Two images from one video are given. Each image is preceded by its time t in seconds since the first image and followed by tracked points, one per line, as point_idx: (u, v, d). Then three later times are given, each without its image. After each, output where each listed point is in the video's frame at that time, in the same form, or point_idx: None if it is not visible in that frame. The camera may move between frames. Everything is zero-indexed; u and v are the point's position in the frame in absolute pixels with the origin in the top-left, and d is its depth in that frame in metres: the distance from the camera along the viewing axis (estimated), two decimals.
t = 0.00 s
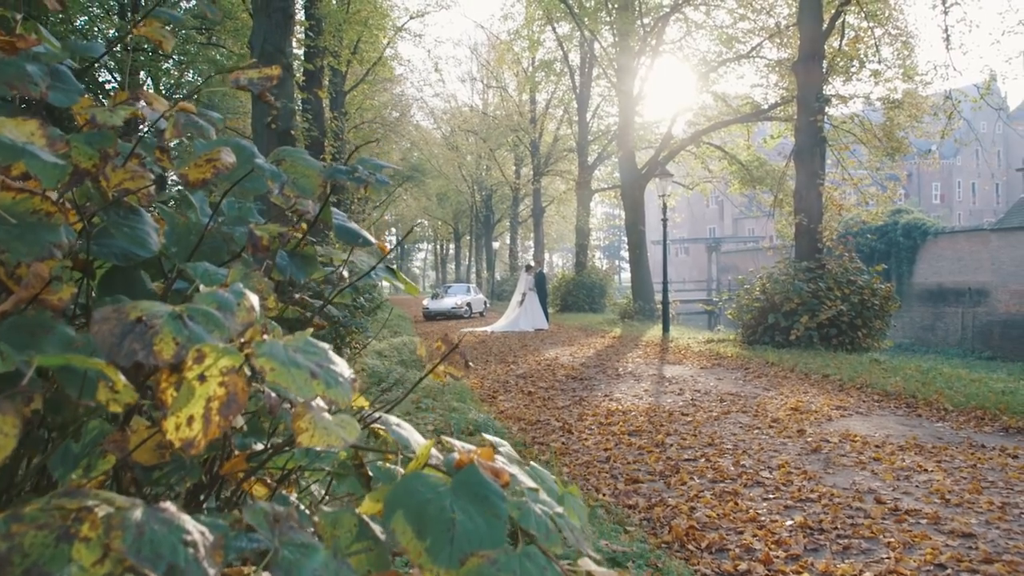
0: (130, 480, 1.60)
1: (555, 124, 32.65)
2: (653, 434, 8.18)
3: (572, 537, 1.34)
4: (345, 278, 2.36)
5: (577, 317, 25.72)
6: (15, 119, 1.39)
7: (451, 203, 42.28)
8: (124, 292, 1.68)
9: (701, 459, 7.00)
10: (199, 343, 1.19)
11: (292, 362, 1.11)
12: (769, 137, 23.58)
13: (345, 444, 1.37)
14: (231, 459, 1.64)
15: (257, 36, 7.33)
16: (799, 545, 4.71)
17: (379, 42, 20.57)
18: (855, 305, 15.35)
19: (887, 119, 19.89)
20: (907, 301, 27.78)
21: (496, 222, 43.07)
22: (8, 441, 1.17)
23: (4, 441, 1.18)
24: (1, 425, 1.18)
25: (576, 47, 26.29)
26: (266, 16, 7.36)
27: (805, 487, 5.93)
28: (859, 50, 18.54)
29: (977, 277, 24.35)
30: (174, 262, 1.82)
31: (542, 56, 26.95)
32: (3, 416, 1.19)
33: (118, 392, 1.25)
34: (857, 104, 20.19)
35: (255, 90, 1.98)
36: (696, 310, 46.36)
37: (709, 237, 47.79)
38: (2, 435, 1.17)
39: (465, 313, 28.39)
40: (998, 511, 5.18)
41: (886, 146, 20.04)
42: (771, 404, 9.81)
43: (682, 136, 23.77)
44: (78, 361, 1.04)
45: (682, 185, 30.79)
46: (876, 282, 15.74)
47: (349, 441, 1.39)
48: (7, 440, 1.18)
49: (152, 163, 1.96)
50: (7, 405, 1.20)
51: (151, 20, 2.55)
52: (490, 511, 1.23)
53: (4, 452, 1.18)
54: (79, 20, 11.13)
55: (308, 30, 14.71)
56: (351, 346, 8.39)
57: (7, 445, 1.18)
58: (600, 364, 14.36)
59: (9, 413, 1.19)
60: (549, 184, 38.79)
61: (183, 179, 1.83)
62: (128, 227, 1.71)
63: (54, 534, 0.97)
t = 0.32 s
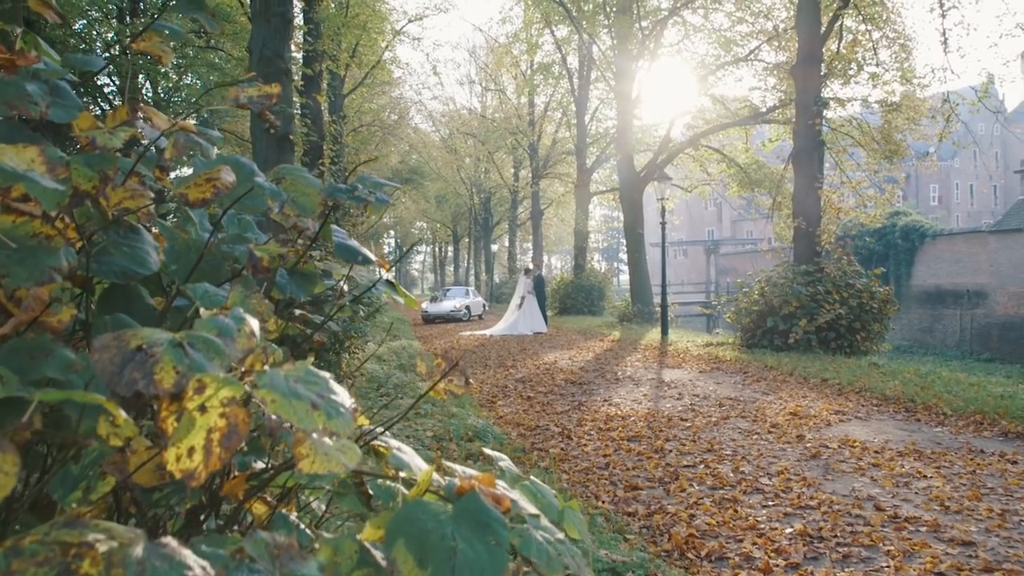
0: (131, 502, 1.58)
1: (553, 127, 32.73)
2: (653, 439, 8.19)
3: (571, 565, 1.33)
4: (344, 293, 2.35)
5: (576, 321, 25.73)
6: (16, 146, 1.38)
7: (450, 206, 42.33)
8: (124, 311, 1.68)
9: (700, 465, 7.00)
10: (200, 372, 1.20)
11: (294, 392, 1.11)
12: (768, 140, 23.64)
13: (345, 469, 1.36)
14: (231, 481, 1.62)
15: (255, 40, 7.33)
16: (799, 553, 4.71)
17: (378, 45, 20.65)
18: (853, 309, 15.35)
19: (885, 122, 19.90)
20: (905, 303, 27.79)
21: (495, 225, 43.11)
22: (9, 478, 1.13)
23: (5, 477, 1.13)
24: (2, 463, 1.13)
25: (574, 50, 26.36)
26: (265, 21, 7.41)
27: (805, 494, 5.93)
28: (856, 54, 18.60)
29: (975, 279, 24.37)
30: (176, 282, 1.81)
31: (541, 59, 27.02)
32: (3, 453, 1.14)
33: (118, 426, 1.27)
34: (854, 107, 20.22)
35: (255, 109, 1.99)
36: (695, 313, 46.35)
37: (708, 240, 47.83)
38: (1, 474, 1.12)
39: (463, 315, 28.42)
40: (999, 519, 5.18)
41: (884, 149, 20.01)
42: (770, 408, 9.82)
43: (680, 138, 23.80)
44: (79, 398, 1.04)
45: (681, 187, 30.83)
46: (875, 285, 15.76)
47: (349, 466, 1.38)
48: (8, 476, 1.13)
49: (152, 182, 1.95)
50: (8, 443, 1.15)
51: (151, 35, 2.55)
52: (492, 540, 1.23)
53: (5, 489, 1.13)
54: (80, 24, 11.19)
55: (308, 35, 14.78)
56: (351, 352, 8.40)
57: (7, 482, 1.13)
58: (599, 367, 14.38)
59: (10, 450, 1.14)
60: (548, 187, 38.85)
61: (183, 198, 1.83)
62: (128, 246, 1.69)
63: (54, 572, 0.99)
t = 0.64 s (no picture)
0: (132, 524, 1.57)
1: (553, 131, 32.76)
2: (653, 447, 8.19)
3: None
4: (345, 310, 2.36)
5: (576, 325, 25.73)
6: (19, 177, 1.38)
7: (450, 210, 42.40)
8: (126, 332, 1.67)
9: (700, 474, 7.00)
10: (201, 406, 1.20)
11: (297, 427, 1.11)
12: (767, 146, 23.67)
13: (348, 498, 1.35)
14: (234, 501, 1.61)
15: (255, 47, 7.33)
16: (799, 564, 4.71)
17: (378, 50, 20.69)
18: (853, 314, 15.34)
19: (884, 127, 19.88)
20: (905, 307, 27.77)
21: (494, 229, 43.15)
22: (12, 520, 1.13)
23: (7, 519, 1.13)
24: (5, 504, 1.14)
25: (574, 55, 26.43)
26: (265, 27, 7.39)
27: (805, 503, 5.92)
28: (855, 60, 18.60)
29: (974, 283, 24.36)
30: (178, 303, 1.80)
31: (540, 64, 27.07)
32: (5, 493, 1.14)
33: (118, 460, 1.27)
34: (853, 111, 20.19)
35: (256, 129, 1.99)
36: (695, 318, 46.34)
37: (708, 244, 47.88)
38: (4, 516, 1.13)
39: (463, 320, 28.42)
40: (999, 528, 5.18)
41: (884, 154, 19.98)
42: (770, 415, 9.81)
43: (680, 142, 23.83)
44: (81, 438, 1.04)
45: (680, 192, 30.85)
46: (874, 290, 15.75)
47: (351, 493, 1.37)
48: (10, 519, 1.13)
49: (153, 202, 1.94)
50: (10, 483, 1.16)
51: (151, 51, 2.56)
52: (493, 568, 1.24)
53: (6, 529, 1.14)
54: (80, 30, 11.23)
55: (307, 40, 14.83)
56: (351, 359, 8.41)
57: (9, 523, 1.14)
58: (599, 373, 14.38)
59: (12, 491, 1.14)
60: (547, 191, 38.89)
61: (184, 221, 1.83)
62: (129, 269, 1.69)
63: None
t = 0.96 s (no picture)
0: (133, 550, 1.55)
1: (553, 138, 32.82)
2: (652, 456, 8.19)
3: None
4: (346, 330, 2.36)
5: (576, 332, 25.73)
6: (22, 210, 1.38)
7: (450, 217, 42.43)
8: (128, 354, 1.67)
9: (700, 484, 7.00)
10: (205, 440, 1.20)
11: (300, 462, 1.11)
12: (766, 153, 23.74)
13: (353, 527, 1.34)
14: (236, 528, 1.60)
15: (256, 56, 7.33)
16: None
17: (378, 56, 20.74)
18: (853, 321, 15.35)
19: (884, 134, 19.90)
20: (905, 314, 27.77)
21: (494, 235, 43.16)
22: (15, 563, 1.12)
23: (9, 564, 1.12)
24: (9, 546, 1.14)
25: (573, 62, 26.50)
26: (265, 36, 7.38)
27: (805, 514, 5.92)
28: (854, 67, 18.69)
29: (973, 290, 24.38)
30: (180, 325, 1.80)
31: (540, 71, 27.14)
32: (9, 537, 1.14)
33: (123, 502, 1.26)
34: (852, 118, 20.26)
35: (258, 153, 2.01)
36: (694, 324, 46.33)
37: (708, 250, 47.92)
38: (7, 558, 1.12)
39: (463, 327, 28.44)
40: (1000, 541, 5.18)
41: (883, 161, 19.95)
42: (770, 424, 9.81)
43: (680, 149, 23.87)
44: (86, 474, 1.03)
45: (680, 199, 30.88)
46: (873, 298, 15.77)
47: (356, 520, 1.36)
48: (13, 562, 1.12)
49: (156, 226, 1.95)
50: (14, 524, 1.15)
51: (153, 72, 2.56)
52: None
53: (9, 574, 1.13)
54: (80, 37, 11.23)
55: (307, 48, 14.87)
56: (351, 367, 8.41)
57: (12, 566, 1.13)
58: (599, 381, 14.38)
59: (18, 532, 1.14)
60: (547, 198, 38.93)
61: (188, 244, 1.83)
62: (131, 293, 1.69)
63: None
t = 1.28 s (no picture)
0: None
1: (553, 146, 32.83)
2: (653, 468, 8.19)
3: None
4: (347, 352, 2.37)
5: (576, 340, 25.72)
6: (27, 242, 1.39)
7: (450, 224, 42.43)
8: (130, 377, 1.68)
9: (700, 496, 6.99)
10: (209, 474, 1.21)
11: (303, 498, 1.12)
12: (766, 162, 23.79)
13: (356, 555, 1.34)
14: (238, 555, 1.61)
15: (257, 66, 7.31)
16: None
17: (379, 64, 20.74)
18: (853, 331, 15.35)
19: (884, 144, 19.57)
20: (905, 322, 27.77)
21: (494, 243, 43.16)
22: None
23: None
24: None
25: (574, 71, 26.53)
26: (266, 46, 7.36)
27: (805, 527, 5.91)
28: (853, 77, 18.73)
29: (973, 298, 24.38)
30: (183, 347, 1.80)
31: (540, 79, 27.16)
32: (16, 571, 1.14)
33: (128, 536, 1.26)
34: (851, 127, 20.30)
35: (261, 176, 2.02)
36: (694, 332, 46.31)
37: (708, 258, 47.92)
38: None
39: (462, 334, 28.42)
40: (1000, 555, 5.18)
41: (883, 170, 19.90)
42: (770, 435, 9.80)
43: (679, 157, 23.89)
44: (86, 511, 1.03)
45: (679, 207, 30.92)
46: (873, 307, 15.76)
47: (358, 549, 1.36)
48: None
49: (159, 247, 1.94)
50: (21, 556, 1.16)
51: (156, 91, 2.56)
52: None
53: None
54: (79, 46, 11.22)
55: (308, 57, 14.89)
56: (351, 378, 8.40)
57: None
58: (598, 391, 14.37)
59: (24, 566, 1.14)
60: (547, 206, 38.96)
61: (190, 269, 1.84)
62: (134, 318, 1.68)
63: None
